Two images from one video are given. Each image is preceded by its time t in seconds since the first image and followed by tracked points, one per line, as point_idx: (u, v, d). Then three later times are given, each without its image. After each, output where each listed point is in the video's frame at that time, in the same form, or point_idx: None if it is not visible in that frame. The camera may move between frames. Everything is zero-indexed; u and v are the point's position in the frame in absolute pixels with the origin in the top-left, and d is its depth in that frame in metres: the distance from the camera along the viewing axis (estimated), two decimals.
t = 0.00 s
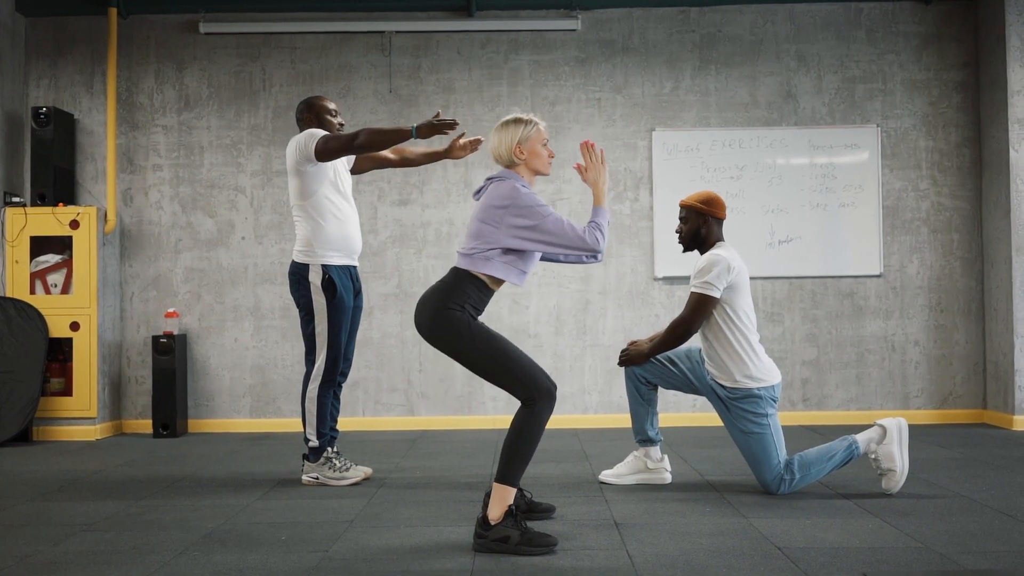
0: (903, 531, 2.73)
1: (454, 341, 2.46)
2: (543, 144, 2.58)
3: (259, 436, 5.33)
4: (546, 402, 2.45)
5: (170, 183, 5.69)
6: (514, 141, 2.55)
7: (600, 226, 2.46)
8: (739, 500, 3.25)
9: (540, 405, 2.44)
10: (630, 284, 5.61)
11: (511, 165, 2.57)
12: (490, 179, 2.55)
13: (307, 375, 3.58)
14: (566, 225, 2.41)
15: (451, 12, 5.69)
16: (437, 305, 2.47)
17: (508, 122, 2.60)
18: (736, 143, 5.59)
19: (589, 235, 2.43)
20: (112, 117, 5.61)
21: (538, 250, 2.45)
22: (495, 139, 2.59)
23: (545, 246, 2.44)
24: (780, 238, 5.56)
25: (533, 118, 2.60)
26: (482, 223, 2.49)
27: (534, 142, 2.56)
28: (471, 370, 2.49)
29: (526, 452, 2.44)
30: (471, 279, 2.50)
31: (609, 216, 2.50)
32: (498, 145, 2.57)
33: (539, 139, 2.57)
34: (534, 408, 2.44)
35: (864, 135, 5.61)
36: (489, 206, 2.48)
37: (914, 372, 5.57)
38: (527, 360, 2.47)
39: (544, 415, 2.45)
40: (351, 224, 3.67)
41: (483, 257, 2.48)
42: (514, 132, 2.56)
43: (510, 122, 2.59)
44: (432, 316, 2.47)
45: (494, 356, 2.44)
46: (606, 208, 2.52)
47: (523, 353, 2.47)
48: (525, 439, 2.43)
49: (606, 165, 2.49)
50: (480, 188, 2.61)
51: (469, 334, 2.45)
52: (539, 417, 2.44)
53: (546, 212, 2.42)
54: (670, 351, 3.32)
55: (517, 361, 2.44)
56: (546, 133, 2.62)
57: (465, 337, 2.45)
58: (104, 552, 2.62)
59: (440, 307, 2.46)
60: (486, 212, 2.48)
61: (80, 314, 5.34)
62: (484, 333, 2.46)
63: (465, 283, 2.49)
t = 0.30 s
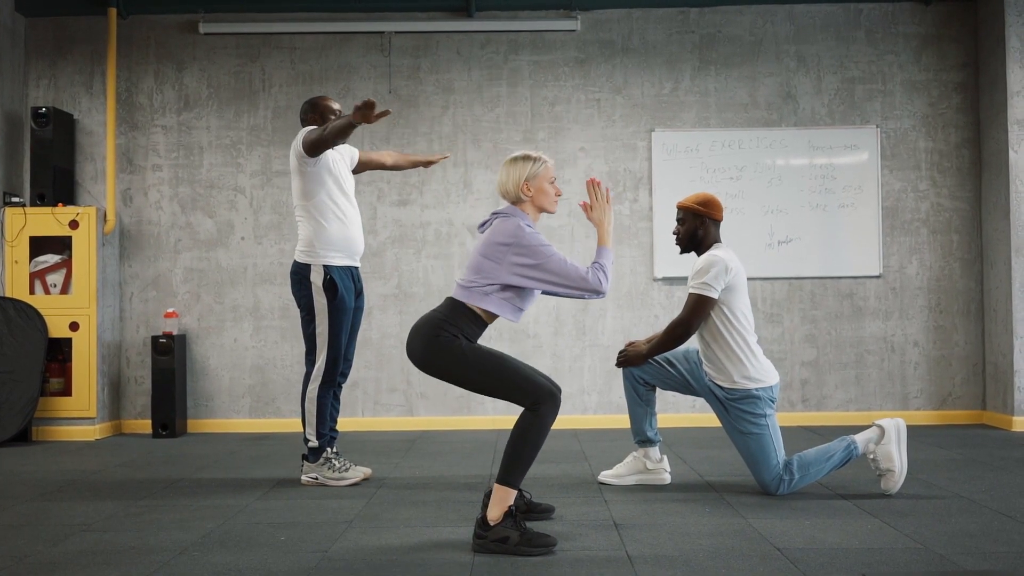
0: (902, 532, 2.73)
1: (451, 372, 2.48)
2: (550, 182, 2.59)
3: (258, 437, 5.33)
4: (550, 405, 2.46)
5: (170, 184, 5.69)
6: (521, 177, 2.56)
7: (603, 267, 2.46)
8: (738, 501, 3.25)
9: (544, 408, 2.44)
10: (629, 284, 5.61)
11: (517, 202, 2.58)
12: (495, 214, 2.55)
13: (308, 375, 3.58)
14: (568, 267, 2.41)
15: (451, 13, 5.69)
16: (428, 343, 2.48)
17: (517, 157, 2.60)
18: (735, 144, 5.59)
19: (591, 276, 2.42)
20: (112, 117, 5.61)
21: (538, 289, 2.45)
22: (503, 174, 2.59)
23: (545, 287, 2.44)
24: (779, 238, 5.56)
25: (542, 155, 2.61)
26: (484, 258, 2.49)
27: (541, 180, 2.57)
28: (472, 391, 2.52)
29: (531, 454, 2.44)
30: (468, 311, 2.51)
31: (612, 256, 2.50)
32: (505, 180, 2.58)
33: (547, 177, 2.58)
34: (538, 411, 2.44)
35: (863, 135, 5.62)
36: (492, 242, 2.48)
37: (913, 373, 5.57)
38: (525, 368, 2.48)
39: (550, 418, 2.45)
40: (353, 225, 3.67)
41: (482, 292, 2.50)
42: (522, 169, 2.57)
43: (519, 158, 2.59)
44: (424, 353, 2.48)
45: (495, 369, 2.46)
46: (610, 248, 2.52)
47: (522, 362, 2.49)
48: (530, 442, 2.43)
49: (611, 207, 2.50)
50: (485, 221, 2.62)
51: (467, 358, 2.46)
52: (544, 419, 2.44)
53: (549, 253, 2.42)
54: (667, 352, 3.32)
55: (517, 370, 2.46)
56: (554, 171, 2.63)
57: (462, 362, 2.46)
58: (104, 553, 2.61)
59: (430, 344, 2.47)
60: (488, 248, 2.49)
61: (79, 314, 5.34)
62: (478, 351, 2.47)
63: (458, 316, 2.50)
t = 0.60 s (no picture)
0: (902, 532, 2.73)
1: (450, 388, 2.48)
2: (551, 206, 2.60)
3: (257, 437, 5.33)
4: (553, 406, 2.46)
5: (169, 184, 5.69)
6: (524, 201, 2.55)
7: (604, 293, 2.47)
8: (738, 501, 3.25)
9: (547, 410, 2.45)
10: (629, 284, 5.61)
11: (518, 226, 2.58)
12: (496, 237, 2.55)
13: (308, 375, 3.59)
14: (569, 294, 2.42)
15: (451, 13, 5.69)
16: (424, 362, 2.48)
17: (518, 180, 2.60)
18: (735, 144, 5.59)
19: (591, 303, 2.43)
20: (112, 117, 5.61)
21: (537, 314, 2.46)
22: (504, 197, 2.59)
23: (545, 312, 2.45)
24: (779, 238, 5.56)
25: (542, 178, 2.61)
26: (484, 281, 2.50)
27: (543, 203, 2.57)
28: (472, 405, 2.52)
29: (534, 456, 2.44)
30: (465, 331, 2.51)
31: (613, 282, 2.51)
32: (507, 204, 2.57)
33: (548, 200, 2.58)
34: (541, 413, 2.45)
35: (863, 135, 5.62)
36: (493, 265, 2.49)
37: (913, 373, 5.57)
38: (525, 373, 2.50)
39: (552, 420, 2.45)
40: (358, 225, 3.66)
41: (481, 314, 2.50)
42: (524, 193, 2.56)
43: (519, 181, 2.59)
44: (421, 373, 2.49)
45: (495, 377, 2.46)
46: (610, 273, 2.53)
47: (521, 368, 2.51)
48: (533, 443, 2.43)
49: (613, 231, 2.52)
50: (485, 243, 2.63)
51: (465, 373, 2.47)
52: (547, 420, 2.45)
53: (549, 280, 2.43)
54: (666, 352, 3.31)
55: (518, 377, 2.47)
56: (554, 193, 2.63)
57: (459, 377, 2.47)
58: (103, 553, 2.61)
59: (425, 364, 2.48)
60: (489, 271, 2.49)
61: (79, 314, 5.34)
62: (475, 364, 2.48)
63: (454, 336, 2.50)
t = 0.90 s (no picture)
0: (902, 533, 2.73)
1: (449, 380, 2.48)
2: (550, 194, 2.61)
3: (257, 437, 5.33)
4: (550, 405, 2.46)
5: (169, 184, 5.68)
6: (523, 188, 2.57)
7: (603, 282, 2.46)
8: (738, 502, 3.25)
9: (543, 409, 2.45)
10: (629, 284, 5.61)
11: (517, 213, 2.59)
12: (495, 225, 2.55)
13: (309, 376, 3.59)
14: (567, 281, 2.42)
15: (450, 13, 5.69)
16: (423, 353, 2.48)
17: (517, 168, 2.61)
18: (735, 144, 5.59)
19: (589, 291, 2.43)
20: (112, 117, 5.61)
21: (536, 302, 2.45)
22: (503, 185, 2.60)
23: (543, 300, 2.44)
24: (779, 238, 5.56)
25: (542, 167, 2.62)
26: (483, 268, 2.50)
27: (542, 191, 2.58)
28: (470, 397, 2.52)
29: (532, 455, 2.44)
30: (463, 320, 2.51)
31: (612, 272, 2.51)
32: (506, 191, 2.58)
33: (547, 189, 2.60)
34: (538, 412, 2.44)
35: (864, 135, 5.62)
36: (491, 252, 2.49)
37: (913, 374, 5.57)
38: (525, 370, 2.49)
39: (549, 419, 2.45)
40: (361, 226, 3.66)
41: (479, 302, 2.49)
42: (523, 180, 2.58)
43: (519, 169, 2.61)
44: (421, 363, 2.49)
45: (493, 373, 2.46)
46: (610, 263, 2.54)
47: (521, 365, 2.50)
48: (530, 442, 2.43)
49: (614, 219, 2.52)
50: (484, 231, 2.63)
51: (464, 366, 2.46)
52: (545, 419, 2.44)
53: (548, 267, 2.43)
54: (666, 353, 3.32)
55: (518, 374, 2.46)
56: (554, 181, 2.64)
57: (458, 370, 2.46)
58: (104, 553, 2.61)
59: (425, 355, 2.47)
60: (487, 258, 2.49)
61: (79, 314, 5.34)
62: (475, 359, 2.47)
63: (453, 326, 2.49)
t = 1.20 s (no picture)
0: (903, 533, 2.72)
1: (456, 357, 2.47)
2: (541, 149, 2.58)
3: (257, 438, 5.33)
4: (547, 404, 2.44)
5: (170, 185, 5.69)
6: (513, 143, 2.55)
7: (598, 231, 2.44)
8: (739, 502, 3.25)
9: (540, 408, 2.43)
10: (629, 285, 5.61)
11: (509, 169, 2.57)
12: (487, 184, 2.55)
13: (310, 376, 3.59)
14: (561, 230, 2.40)
15: (450, 14, 5.69)
16: (434, 323, 2.46)
17: (507, 124, 2.59)
18: (735, 144, 5.59)
19: (585, 241, 2.41)
20: (112, 118, 5.61)
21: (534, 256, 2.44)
22: (493, 142, 2.59)
23: (541, 252, 2.43)
24: (779, 238, 5.56)
25: (532, 122, 2.60)
26: (479, 228, 2.49)
27: (533, 146, 2.56)
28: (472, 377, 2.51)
29: (528, 454, 2.43)
30: (467, 284, 2.50)
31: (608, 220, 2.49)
32: (497, 147, 2.57)
33: (538, 143, 2.57)
34: (535, 410, 2.43)
35: (864, 135, 5.62)
36: (485, 211, 2.48)
37: (914, 374, 5.57)
38: (527, 362, 2.46)
39: (546, 418, 2.44)
40: (362, 227, 3.66)
41: (480, 263, 2.48)
42: (513, 136, 2.56)
43: (509, 125, 2.59)
44: (429, 329, 2.47)
45: (494, 362, 2.44)
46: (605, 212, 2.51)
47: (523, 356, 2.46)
48: (527, 442, 2.43)
49: (608, 168, 2.47)
50: (478, 192, 2.63)
51: (470, 344, 2.44)
52: (541, 418, 2.43)
53: (541, 218, 2.41)
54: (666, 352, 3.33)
55: (518, 367, 2.43)
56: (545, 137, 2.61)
57: (467, 348, 2.45)
58: (105, 553, 2.61)
59: (437, 324, 2.45)
60: (482, 217, 2.49)
61: (80, 315, 5.34)
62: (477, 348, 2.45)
63: (459, 291, 2.49)
